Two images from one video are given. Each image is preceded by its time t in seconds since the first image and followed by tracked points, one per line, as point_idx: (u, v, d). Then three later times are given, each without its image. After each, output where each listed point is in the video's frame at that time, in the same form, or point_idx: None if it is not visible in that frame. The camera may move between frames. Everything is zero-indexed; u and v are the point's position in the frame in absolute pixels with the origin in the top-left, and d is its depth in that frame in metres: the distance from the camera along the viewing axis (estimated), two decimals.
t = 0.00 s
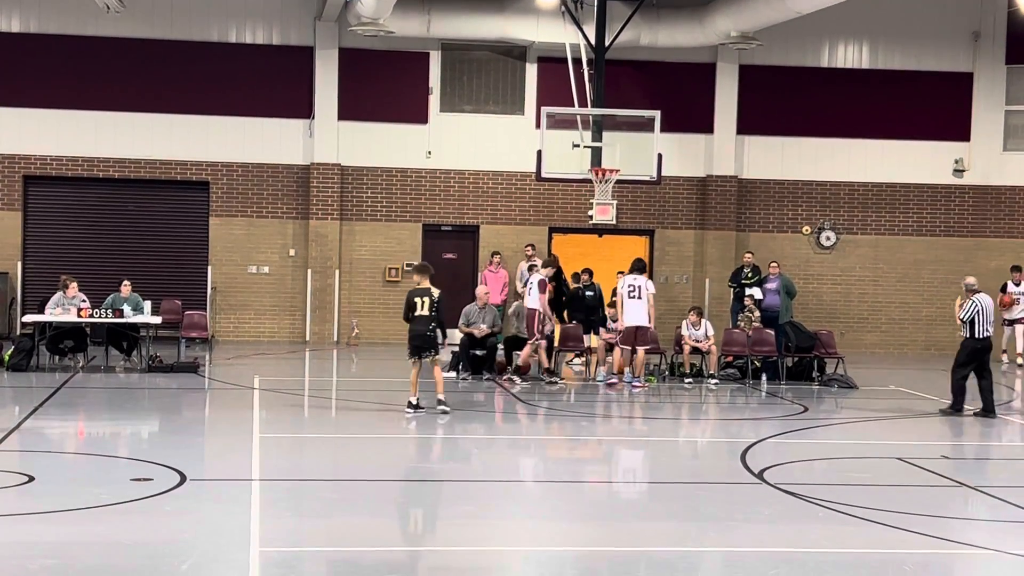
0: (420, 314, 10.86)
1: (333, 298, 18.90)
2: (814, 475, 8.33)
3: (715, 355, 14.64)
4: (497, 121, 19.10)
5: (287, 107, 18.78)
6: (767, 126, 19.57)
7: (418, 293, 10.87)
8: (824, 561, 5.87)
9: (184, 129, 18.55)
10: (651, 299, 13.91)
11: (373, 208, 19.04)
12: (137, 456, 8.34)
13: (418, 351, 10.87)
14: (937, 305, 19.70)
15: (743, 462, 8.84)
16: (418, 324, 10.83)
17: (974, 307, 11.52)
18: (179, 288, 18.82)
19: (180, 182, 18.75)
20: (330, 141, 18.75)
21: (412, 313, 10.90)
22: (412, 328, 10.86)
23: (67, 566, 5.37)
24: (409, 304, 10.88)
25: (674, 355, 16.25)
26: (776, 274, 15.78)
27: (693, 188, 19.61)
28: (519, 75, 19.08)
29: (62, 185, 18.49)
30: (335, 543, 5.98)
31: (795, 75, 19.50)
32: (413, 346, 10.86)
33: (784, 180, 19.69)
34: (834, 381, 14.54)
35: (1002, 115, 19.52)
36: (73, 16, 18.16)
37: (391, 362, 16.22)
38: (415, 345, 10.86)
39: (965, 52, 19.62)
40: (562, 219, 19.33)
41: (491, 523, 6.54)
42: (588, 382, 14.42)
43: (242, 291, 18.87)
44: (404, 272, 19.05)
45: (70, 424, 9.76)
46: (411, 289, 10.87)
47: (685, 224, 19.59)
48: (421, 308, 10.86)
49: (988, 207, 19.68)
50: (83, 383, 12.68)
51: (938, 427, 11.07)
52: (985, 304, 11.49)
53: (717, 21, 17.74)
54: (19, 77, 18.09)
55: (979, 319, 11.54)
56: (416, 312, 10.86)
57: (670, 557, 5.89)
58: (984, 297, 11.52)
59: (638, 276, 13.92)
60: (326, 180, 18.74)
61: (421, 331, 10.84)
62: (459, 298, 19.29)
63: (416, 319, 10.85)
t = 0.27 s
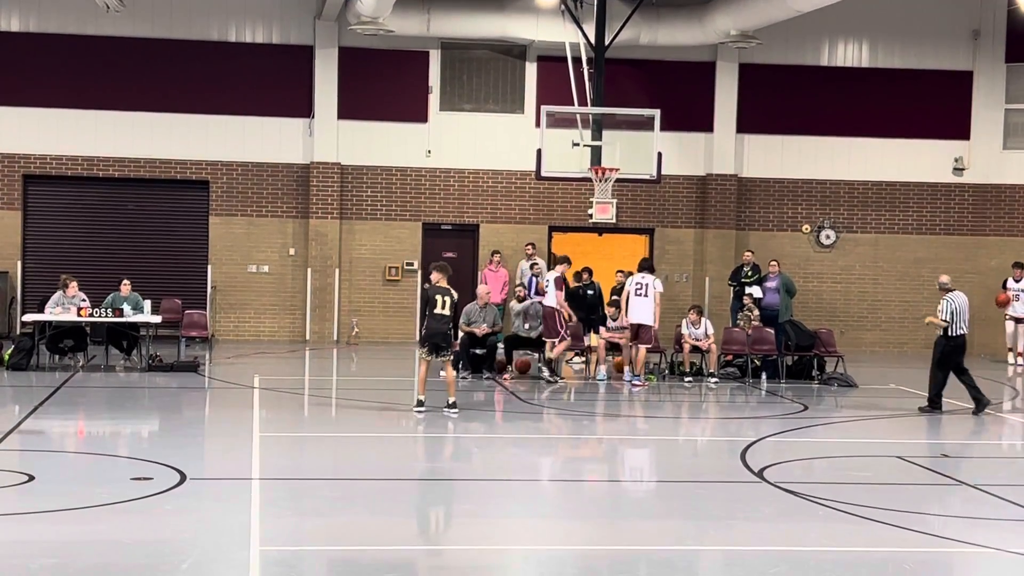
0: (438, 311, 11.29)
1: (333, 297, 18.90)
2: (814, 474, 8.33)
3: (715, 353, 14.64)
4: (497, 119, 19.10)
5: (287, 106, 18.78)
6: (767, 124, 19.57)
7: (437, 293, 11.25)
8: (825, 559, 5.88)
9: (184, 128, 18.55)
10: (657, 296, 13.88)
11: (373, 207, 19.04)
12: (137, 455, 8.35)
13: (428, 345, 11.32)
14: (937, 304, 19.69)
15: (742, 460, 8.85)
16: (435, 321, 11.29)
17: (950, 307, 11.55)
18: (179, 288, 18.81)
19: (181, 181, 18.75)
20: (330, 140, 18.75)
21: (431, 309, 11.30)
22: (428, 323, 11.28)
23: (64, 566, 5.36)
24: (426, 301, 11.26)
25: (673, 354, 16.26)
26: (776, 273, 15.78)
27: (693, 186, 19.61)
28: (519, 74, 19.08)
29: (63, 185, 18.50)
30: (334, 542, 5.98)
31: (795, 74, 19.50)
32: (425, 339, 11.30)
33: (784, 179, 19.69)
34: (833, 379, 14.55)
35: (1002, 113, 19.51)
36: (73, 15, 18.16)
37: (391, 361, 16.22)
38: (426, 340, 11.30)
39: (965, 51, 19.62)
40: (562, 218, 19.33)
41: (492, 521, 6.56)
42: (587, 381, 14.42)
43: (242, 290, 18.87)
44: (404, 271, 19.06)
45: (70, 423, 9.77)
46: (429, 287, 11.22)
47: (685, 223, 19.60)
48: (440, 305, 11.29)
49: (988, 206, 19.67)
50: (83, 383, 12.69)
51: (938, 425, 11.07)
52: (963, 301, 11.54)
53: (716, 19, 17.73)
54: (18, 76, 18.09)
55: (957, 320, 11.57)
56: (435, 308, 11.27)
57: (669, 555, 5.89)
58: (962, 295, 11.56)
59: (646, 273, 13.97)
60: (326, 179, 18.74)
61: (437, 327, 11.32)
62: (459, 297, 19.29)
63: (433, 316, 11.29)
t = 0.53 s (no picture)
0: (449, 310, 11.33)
1: (333, 296, 18.91)
2: (813, 472, 8.33)
3: (715, 352, 14.64)
4: (496, 118, 19.09)
5: (286, 105, 18.77)
6: (766, 123, 19.57)
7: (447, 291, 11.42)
8: (825, 557, 5.90)
9: (183, 127, 18.55)
10: (659, 291, 13.84)
11: (372, 205, 19.04)
12: (137, 454, 8.37)
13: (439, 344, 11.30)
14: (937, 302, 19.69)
15: (742, 459, 8.85)
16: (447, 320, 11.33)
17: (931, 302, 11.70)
18: (178, 286, 18.81)
19: (180, 180, 18.75)
20: (329, 139, 18.75)
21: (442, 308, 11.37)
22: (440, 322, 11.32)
23: (65, 566, 5.36)
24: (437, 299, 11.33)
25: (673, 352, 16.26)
26: (775, 271, 15.80)
27: (692, 185, 19.60)
28: (519, 72, 19.07)
29: (62, 184, 18.49)
30: (335, 541, 5.98)
31: (794, 72, 19.49)
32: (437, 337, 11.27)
33: (784, 177, 19.69)
34: (833, 378, 14.57)
35: (1002, 112, 19.51)
36: (72, 14, 18.14)
37: (390, 359, 16.23)
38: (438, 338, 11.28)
39: (964, 49, 19.61)
40: (561, 216, 19.32)
41: (493, 520, 6.57)
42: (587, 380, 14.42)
43: (242, 289, 18.87)
44: (403, 270, 19.06)
45: (70, 422, 9.77)
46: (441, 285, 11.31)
47: (685, 221, 19.60)
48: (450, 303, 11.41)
49: (988, 204, 19.66)
50: (83, 382, 12.68)
51: (937, 423, 11.08)
52: (944, 296, 11.69)
53: (716, 18, 17.72)
54: (18, 75, 18.09)
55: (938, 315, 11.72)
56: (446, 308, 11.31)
57: (669, 554, 5.90)
58: (941, 291, 11.70)
59: (653, 276, 14.06)
60: (325, 178, 18.74)
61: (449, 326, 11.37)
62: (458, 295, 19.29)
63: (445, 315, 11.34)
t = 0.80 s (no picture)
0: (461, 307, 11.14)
1: (331, 295, 18.91)
2: (812, 472, 8.33)
3: (713, 351, 14.62)
4: (495, 118, 19.09)
5: (285, 104, 18.77)
6: (765, 122, 19.57)
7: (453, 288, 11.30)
8: (824, 556, 5.90)
9: (181, 126, 18.54)
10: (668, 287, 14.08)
11: (371, 205, 19.04)
12: (135, 453, 8.36)
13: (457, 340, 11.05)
14: (936, 301, 19.69)
15: (741, 458, 8.84)
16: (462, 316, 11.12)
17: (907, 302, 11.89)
18: (177, 285, 18.81)
19: (179, 179, 18.75)
20: (328, 138, 18.74)
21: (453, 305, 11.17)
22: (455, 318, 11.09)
23: (64, 565, 5.35)
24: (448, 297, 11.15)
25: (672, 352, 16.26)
26: (774, 271, 15.78)
27: (691, 184, 19.61)
28: (517, 71, 19.07)
29: (61, 183, 18.49)
30: (333, 540, 5.99)
31: (793, 71, 19.50)
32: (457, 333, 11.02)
33: (782, 177, 19.69)
34: (832, 377, 14.57)
35: (1001, 111, 19.51)
36: (71, 13, 18.14)
37: (389, 359, 16.23)
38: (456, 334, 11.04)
39: (963, 49, 19.61)
40: (560, 216, 19.32)
41: (492, 519, 6.57)
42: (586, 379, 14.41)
43: (241, 288, 18.87)
44: (402, 270, 19.06)
45: (69, 421, 9.77)
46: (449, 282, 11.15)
47: (684, 221, 19.59)
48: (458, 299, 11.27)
49: (987, 203, 19.66)
50: (82, 381, 12.68)
51: (937, 423, 11.06)
52: (919, 297, 11.87)
53: (714, 18, 17.72)
54: (17, 74, 18.09)
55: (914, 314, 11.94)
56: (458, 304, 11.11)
57: (667, 553, 5.90)
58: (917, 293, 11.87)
59: (659, 276, 14.39)
60: (324, 177, 18.74)
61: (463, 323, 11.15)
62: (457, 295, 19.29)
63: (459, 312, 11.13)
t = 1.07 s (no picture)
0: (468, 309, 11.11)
1: (330, 295, 18.91)
2: (811, 471, 8.33)
3: (713, 351, 14.61)
4: (494, 117, 19.09)
5: (284, 104, 18.77)
6: (764, 122, 19.58)
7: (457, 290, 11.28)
8: (824, 555, 5.90)
9: (180, 126, 18.54)
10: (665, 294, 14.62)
11: (370, 204, 19.04)
12: (133, 453, 8.35)
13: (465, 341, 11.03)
14: (935, 301, 19.70)
15: (740, 458, 8.84)
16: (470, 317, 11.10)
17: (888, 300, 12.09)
18: (176, 285, 18.81)
19: (178, 179, 18.75)
20: (327, 138, 18.73)
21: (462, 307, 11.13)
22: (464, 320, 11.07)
23: (63, 565, 5.35)
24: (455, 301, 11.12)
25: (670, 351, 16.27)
26: (773, 270, 15.76)
27: (690, 184, 19.61)
28: (516, 71, 19.07)
29: (60, 182, 18.49)
30: (333, 539, 5.99)
31: (792, 71, 19.50)
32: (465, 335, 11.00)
33: (781, 176, 19.70)
34: (831, 377, 14.60)
35: (1000, 111, 19.51)
36: (70, 13, 18.14)
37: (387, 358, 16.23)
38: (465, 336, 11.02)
39: (962, 48, 19.62)
40: (559, 216, 19.33)
41: (492, 519, 6.57)
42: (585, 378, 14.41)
43: (240, 287, 18.87)
44: (401, 269, 19.06)
45: (68, 421, 9.76)
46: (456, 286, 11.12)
47: (683, 220, 19.60)
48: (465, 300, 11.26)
49: (986, 203, 19.67)
50: (81, 380, 12.68)
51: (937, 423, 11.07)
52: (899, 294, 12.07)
53: (713, 17, 17.73)
54: (16, 74, 18.08)
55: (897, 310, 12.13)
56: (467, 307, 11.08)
57: (666, 552, 5.89)
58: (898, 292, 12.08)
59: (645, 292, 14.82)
60: (323, 177, 18.74)
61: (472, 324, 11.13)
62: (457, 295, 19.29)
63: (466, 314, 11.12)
